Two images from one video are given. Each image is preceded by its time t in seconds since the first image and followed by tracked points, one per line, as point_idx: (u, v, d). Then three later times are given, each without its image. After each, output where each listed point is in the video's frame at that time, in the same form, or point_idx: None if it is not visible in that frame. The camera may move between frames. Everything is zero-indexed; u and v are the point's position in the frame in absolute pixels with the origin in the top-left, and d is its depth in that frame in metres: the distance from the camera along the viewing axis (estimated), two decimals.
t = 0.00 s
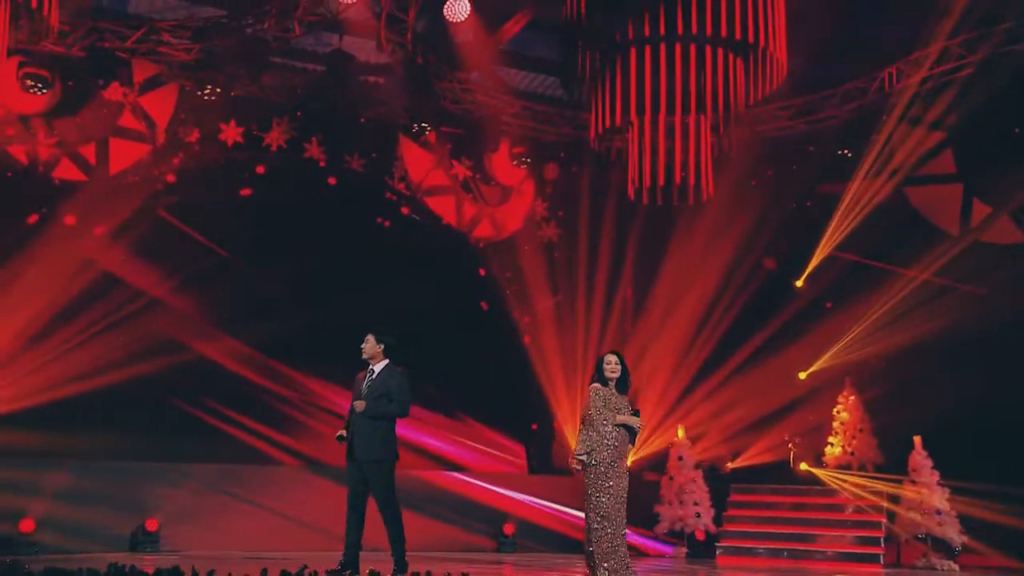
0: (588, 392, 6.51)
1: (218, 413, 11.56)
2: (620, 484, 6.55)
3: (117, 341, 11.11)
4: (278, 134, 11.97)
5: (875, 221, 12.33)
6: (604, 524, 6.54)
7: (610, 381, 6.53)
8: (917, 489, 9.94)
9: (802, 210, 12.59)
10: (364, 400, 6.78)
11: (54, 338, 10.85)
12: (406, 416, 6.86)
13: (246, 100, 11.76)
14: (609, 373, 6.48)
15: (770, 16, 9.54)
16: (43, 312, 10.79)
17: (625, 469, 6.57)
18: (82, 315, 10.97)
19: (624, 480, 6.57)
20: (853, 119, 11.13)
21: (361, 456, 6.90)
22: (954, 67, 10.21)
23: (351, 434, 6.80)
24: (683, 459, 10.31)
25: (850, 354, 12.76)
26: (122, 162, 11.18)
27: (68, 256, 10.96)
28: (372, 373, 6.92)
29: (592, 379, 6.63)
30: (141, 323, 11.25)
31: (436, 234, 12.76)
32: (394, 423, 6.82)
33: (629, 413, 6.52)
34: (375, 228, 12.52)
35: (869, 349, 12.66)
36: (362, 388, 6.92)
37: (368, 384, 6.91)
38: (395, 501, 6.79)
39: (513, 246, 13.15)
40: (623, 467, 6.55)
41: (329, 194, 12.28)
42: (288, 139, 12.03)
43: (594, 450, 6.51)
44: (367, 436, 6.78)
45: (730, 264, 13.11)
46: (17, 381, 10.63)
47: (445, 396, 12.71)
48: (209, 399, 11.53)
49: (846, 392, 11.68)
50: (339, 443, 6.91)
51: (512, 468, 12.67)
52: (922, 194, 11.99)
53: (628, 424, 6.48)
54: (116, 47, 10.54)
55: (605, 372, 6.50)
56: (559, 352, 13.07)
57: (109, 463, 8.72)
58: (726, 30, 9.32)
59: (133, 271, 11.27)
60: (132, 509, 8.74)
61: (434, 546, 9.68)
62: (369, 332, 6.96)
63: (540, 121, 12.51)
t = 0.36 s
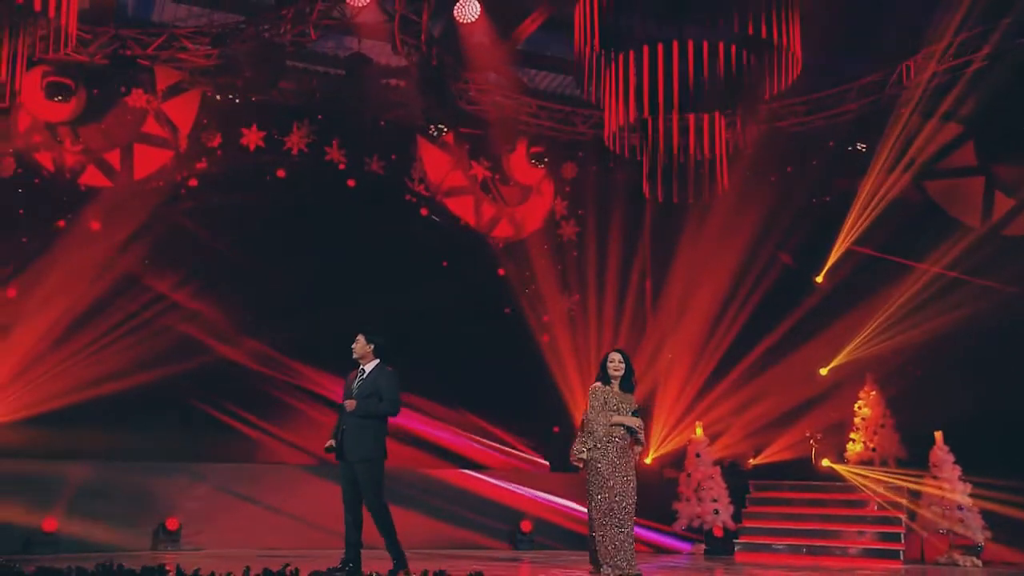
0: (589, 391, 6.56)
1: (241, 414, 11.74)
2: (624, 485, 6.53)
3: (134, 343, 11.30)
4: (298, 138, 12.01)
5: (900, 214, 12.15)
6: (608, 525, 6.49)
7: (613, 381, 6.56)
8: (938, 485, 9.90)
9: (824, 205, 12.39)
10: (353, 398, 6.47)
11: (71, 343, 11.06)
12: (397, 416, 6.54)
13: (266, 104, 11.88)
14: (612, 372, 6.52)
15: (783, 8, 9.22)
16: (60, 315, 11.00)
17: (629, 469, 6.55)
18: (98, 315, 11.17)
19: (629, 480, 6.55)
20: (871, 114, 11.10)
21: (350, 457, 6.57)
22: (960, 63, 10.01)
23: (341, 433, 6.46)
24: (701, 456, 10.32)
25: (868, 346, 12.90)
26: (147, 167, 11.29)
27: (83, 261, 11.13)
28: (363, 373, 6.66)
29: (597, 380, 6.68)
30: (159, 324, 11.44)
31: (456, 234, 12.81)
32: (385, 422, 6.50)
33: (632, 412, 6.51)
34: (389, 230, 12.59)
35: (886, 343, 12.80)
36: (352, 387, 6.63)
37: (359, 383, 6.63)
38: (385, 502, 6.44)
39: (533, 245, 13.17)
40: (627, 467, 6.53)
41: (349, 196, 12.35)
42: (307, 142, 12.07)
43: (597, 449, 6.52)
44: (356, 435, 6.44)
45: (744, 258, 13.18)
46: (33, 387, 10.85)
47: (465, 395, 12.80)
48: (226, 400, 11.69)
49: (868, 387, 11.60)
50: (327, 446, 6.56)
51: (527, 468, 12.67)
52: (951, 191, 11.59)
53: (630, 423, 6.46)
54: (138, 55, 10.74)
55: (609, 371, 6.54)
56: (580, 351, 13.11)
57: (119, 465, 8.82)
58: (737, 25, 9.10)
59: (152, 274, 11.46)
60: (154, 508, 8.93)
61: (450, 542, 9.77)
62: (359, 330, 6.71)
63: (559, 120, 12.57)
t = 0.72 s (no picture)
0: (589, 388, 6.58)
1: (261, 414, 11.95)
2: (625, 481, 6.55)
3: (156, 346, 11.51)
4: (316, 141, 12.19)
5: (917, 208, 12.14)
6: (609, 521, 6.51)
7: (614, 378, 6.62)
8: (958, 481, 9.81)
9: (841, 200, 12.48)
10: (348, 398, 6.59)
11: (95, 345, 11.30)
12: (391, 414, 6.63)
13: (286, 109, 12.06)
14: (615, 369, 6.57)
15: None
16: (84, 319, 11.25)
17: (631, 468, 6.59)
18: (121, 319, 11.40)
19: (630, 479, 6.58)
20: (880, 107, 11.05)
21: (347, 455, 6.69)
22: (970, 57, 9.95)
23: (336, 432, 6.59)
24: (716, 453, 10.33)
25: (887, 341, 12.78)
26: (169, 172, 11.42)
27: (106, 265, 11.36)
28: (357, 372, 6.77)
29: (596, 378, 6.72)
30: (180, 327, 11.66)
31: (473, 234, 12.87)
32: (380, 420, 6.61)
33: (632, 408, 6.56)
34: (400, 231, 12.65)
35: (908, 337, 12.70)
36: (347, 387, 6.75)
37: (353, 383, 6.74)
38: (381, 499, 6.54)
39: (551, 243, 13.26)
40: (628, 464, 6.57)
41: (367, 198, 12.51)
42: (326, 145, 12.25)
43: (598, 445, 6.56)
44: (351, 434, 6.56)
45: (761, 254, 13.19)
46: (57, 388, 11.12)
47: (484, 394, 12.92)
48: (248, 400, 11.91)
49: (886, 382, 11.57)
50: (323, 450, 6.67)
51: (523, 455, 12.95)
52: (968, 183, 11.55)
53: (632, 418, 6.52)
54: (157, 63, 10.82)
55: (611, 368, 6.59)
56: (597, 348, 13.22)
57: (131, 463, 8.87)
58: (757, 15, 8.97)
59: (174, 277, 11.67)
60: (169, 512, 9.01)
61: (466, 539, 9.96)
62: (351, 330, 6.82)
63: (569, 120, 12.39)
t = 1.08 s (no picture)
0: (588, 384, 6.86)
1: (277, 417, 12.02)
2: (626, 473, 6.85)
3: (175, 348, 11.63)
4: (332, 144, 12.35)
5: (935, 202, 12.04)
6: (610, 511, 6.80)
7: (613, 374, 6.93)
8: (973, 472, 9.73)
9: (857, 195, 12.46)
10: (343, 398, 6.77)
11: (113, 349, 11.39)
12: (384, 413, 6.86)
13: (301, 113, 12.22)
14: (615, 365, 6.88)
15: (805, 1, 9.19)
16: (104, 322, 11.35)
17: (631, 462, 6.88)
18: (141, 322, 11.52)
19: (630, 472, 6.86)
20: (883, 106, 11.22)
21: (341, 454, 6.90)
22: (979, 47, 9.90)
23: (332, 432, 6.77)
24: (730, 449, 10.34)
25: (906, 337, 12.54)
26: (190, 177, 11.68)
27: (125, 269, 11.49)
28: (350, 372, 6.95)
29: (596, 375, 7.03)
30: (199, 329, 11.78)
31: (487, 234, 12.95)
32: (374, 420, 6.82)
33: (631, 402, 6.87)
34: (412, 232, 12.75)
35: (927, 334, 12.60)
36: (341, 388, 6.95)
37: (347, 383, 6.93)
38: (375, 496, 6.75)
39: (566, 242, 13.29)
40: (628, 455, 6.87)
41: (382, 200, 12.61)
42: (342, 148, 12.40)
43: (599, 439, 6.86)
44: (346, 434, 6.76)
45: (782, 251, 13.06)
46: (73, 396, 11.18)
47: (499, 396, 12.93)
48: (264, 402, 12.00)
49: (903, 377, 11.54)
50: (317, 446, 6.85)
51: (520, 448, 12.90)
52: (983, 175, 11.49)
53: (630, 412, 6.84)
54: (173, 69, 11.12)
55: (611, 365, 6.91)
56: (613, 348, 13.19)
57: (146, 465, 9.05)
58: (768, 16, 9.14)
59: (193, 280, 11.80)
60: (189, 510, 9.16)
61: (478, 537, 10.08)
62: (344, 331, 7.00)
63: (585, 121, 12.64)
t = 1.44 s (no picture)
0: (588, 383, 6.92)
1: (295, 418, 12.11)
2: (628, 470, 6.94)
3: (196, 351, 11.77)
4: (349, 147, 12.46)
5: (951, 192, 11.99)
6: (615, 508, 6.90)
7: (613, 372, 6.98)
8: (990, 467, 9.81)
9: (874, 190, 12.43)
10: (340, 396, 6.72)
11: (134, 350, 11.56)
12: (382, 413, 6.82)
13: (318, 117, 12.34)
14: (615, 363, 6.94)
15: None
16: (125, 324, 11.53)
17: (633, 458, 6.97)
18: (161, 323, 11.70)
19: (632, 467, 6.95)
20: (884, 105, 11.50)
21: (340, 453, 6.86)
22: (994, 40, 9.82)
23: (329, 431, 6.73)
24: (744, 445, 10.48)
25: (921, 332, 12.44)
26: (209, 181, 11.83)
27: (146, 271, 11.67)
28: (347, 372, 6.94)
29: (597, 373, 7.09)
30: (218, 330, 11.93)
31: (504, 234, 13.03)
32: (372, 419, 6.79)
33: (631, 401, 6.92)
34: (429, 233, 12.85)
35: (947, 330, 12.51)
36: (337, 387, 6.92)
37: (344, 382, 6.92)
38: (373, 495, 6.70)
39: (583, 241, 13.34)
40: (630, 452, 6.96)
41: (398, 201, 12.72)
42: (359, 150, 12.52)
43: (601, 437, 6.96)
44: (343, 432, 6.72)
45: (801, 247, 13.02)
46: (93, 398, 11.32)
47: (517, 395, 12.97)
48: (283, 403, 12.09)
49: (920, 372, 11.50)
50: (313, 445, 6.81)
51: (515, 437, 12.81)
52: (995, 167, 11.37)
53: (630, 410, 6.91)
54: (190, 74, 11.30)
55: (611, 363, 6.95)
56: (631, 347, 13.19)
57: (163, 465, 9.24)
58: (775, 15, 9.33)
59: (211, 283, 11.95)
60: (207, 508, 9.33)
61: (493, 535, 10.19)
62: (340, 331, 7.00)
63: (600, 118, 12.50)
